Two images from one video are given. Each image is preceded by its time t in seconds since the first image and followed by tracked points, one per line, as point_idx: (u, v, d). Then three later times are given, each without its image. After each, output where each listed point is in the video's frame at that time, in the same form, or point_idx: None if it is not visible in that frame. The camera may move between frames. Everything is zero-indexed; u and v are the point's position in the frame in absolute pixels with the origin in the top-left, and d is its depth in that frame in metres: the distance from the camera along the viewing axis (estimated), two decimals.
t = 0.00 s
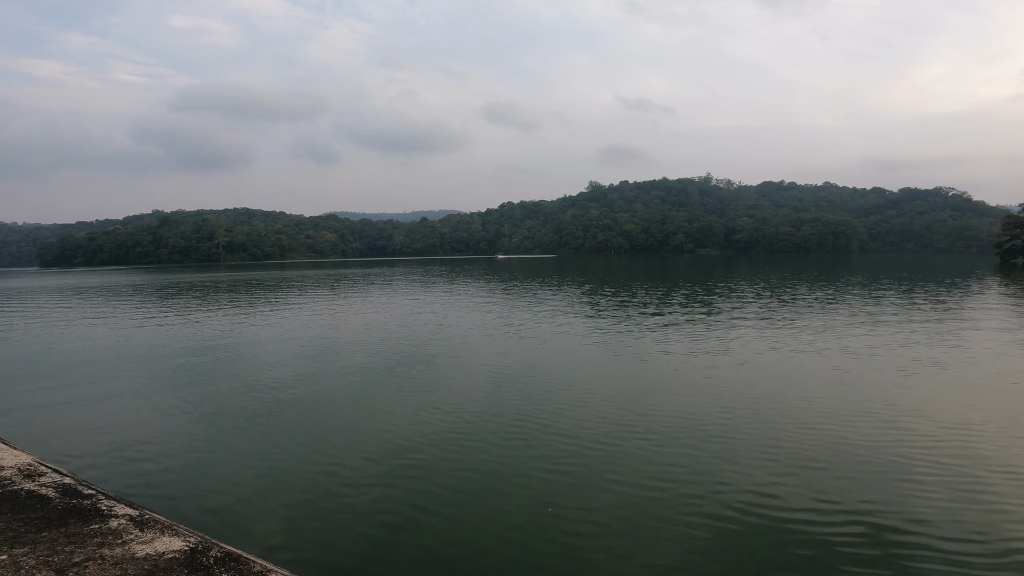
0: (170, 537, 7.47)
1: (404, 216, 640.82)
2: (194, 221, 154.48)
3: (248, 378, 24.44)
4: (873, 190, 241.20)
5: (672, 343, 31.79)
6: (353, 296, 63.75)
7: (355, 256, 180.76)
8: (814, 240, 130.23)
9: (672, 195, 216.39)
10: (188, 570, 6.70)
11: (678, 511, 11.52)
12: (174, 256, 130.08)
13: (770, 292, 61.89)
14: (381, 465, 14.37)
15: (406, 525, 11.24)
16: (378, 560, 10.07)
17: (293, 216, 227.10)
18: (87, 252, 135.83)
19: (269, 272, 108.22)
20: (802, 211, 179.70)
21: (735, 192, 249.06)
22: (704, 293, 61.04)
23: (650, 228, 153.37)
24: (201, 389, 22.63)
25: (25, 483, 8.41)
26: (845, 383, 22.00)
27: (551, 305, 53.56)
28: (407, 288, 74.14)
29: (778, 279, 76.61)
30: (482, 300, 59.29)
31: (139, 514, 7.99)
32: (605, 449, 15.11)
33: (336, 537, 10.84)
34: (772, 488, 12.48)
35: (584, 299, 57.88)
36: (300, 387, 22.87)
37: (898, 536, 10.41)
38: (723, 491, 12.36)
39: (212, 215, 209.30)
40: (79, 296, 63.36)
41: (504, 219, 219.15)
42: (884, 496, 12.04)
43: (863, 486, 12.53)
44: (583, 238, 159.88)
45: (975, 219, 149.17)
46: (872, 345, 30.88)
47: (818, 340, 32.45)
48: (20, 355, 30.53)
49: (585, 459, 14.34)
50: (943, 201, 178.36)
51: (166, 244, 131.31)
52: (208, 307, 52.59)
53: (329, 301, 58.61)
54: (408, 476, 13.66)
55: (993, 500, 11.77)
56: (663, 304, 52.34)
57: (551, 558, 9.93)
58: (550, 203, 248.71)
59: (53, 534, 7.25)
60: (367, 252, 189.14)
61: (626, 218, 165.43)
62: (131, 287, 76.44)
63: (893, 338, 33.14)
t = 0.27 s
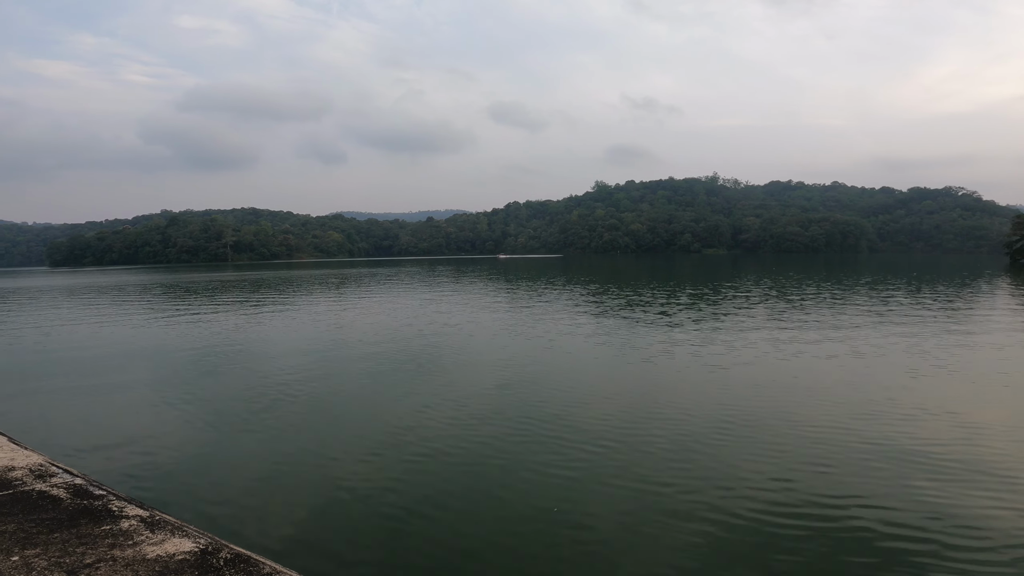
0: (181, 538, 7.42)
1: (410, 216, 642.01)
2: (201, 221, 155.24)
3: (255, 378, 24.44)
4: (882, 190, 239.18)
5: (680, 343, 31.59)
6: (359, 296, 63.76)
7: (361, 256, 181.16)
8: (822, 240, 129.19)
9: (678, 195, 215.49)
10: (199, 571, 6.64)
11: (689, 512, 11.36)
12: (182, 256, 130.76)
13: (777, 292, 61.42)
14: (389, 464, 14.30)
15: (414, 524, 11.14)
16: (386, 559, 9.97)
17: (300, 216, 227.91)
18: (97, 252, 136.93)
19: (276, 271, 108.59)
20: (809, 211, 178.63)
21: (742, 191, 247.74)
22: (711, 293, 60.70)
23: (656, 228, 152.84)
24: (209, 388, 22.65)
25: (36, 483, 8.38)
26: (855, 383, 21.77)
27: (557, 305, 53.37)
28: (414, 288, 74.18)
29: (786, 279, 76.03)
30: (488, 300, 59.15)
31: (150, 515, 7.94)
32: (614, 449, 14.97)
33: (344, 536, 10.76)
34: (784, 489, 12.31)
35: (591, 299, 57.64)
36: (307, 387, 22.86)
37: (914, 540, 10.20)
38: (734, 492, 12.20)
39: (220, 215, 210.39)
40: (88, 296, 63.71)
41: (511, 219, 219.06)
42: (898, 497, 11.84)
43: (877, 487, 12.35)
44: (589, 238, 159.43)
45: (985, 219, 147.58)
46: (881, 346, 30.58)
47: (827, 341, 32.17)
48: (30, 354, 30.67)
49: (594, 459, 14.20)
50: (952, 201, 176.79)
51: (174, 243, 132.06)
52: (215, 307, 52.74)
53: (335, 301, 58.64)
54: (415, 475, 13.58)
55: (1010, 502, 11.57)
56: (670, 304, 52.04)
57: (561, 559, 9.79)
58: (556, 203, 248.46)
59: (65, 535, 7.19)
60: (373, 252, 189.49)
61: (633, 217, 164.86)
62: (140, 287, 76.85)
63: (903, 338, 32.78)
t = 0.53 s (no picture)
0: (188, 537, 7.40)
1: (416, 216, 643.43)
2: (209, 221, 156.09)
3: (262, 377, 24.48)
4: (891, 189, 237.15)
5: (686, 344, 31.43)
6: (366, 296, 63.89)
7: (367, 255, 181.77)
8: (830, 240, 128.23)
9: (684, 195, 214.70)
10: (205, 570, 6.62)
11: (698, 513, 11.22)
12: (190, 255, 131.63)
13: (784, 292, 61.01)
14: (394, 464, 14.24)
15: (420, 524, 11.08)
16: (392, 559, 9.91)
17: (307, 216, 229.05)
18: (106, 252, 137.99)
19: (282, 271, 109.04)
20: (816, 211, 177.12)
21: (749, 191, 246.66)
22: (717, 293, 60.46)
23: (662, 227, 152.38)
24: (215, 388, 22.71)
25: (44, 483, 8.36)
26: (864, 384, 21.56)
27: (562, 305, 53.26)
28: (420, 288, 74.28)
29: (793, 280, 75.55)
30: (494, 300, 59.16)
31: (158, 515, 7.91)
32: (622, 449, 14.85)
33: (350, 536, 10.71)
34: (795, 490, 12.16)
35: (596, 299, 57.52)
36: (312, 386, 22.88)
37: (925, 542, 10.06)
38: (744, 494, 12.06)
39: (229, 215, 212.05)
40: (98, 295, 64.22)
41: (516, 219, 219.04)
42: (911, 500, 11.68)
43: (889, 489, 12.16)
44: (595, 237, 159.19)
45: (996, 219, 145.97)
46: (890, 346, 30.29)
47: (833, 342, 31.94)
48: (38, 353, 30.83)
49: (601, 460, 14.09)
50: (961, 200, 175.28)
51: (182, 243, 132.97)
52: (223, 306, 52.95)
53: (343, 300, 58.74)
54: (421, 475, 13.51)
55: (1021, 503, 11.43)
56: (675, 304, 51.81)
57: (568, 560, 9.69)
58: (562, 204, 248.27)
59: (73, 534, 7.16)
60: (379, 251, 190.03)
61: (639, 217, 164.49)
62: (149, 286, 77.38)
63: (910, 339, 32.48)
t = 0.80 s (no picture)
0: (196, 537, 7.36)
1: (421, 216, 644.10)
2: (216, 221, 156.78)
3: (268, 377, 24.50)
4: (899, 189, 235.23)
5: (693, 344, 31.24)
6: (371, 295, 63.95)
7: (373, 255, 182.07)
8: (837, 240, 127.29)
9: (690, 195, 213.82)
10: (214, 569, 6.59)
11: (708, 514, 11.09)
12: (197, 255, 132.25)
13: (791, 292, 60.58)
14: (401, 463, 14.18)
15: (428, 524, 10.99)
16: (400, 559, 9.83)
17: (313, 216, 229.61)
18: (114, 252, 138.77)
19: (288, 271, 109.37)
20: (824, 210, 175.84)
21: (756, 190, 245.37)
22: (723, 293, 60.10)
23: (668, 227, 151.77)
24: (222, 387, 22.73)
25: (53, 481, 8.34)
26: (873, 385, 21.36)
27: (567, 305, 53.10)
28: (425, 288, 74.34)
29: (800, 280, 75.02)
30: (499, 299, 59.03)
31: (167, 514, 7.89)
32: (630, 449, 14.73)
33: (357, 535, 10.65)
34: (806, 491, 12.01)
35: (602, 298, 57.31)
36: (318, 385, 22.87)
37: (938, 543, 9.92)
38: (754, 494, 11.91)
39: (235, 214, 212.90)
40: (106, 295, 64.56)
41: (522, 219, 218.89)
42: (925, 501, 11.50)
43: (902, 491, 11.99)
44: (600, 237, 158.73)
45: (1006, 219, 144.40)
46: (899, 347, 30.00)
47: (841, 342, 31.66)
48: (46, 352, 30.94)
49: (609, 460, 13.97)
50: (971, 199, 173.73)
51: (190, 243, 133.62)
52: (229, 306, 53.10)
53: (348, 299, 58.83)
54: (428, 475, 13.44)
55: None
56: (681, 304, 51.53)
57: (576, 560, 9.61)
58: (567, 203, 247.89)
59: (82, 533, 7.13)
60: (385, 251, 190.29)
61: (645, 216, 163.87)
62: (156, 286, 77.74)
63: (920, 339, 32.16)
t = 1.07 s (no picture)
0: (204, 535, 7.39)
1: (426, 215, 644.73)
2: (222, 221, 157.42)
3: (273, 376, 24.56)
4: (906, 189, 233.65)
5: (698, 344, 31.09)
6: (377, 295, 64.05)
7: (378, 255, 182.43)
8: (844, 239, 126.56)
9: (696, 194, 213.10)
10: (222, 567, 6.61)
11: (715, 514, 11.00)
12: (204, 255, 132.87)
13: (797, 292, 60.27)
14: (406, 463, 14.14)
15: (432, 524, 10.94)
16: (405, 560, 9.78)
17: (318, 216, 230.19)
18: (122, 251, 139.49)
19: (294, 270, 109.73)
20: (830, 210, 174.80)
21: (762, 190, 244.21)
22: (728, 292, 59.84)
23: (674, 227, 151.23)
24: (228, 386, 22.80)
25: (62, 480, 8.39)
26: (879, 385, 21.24)
27: (572, 304, 53.02)
28: (430, 287, 74.37)
29: (805, 279, 74.64)
30: (504, 299, 58.95)
31: (175, 513, 7.91)
32: (636, 449, 14.64)
33: (362, 535, 10.62)
34: (815, 493, 11.90)
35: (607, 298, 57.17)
36: (324, 385, 22.91)
37: (946, 544, 9.85)
38: (761, 495, 11.80)
39: (242, 214, 213.79)
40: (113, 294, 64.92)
41: (527, 218, 218.80)
42: (933, 504, 11.37)
43: (912, 492, 11.85)
44: (605, 237, 158.40)
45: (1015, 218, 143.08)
46: (906, 347, 29.79)
47: (847, 342, 31.47)
48: (55, 352, 31.12)
49: (616, 461, 13.86)
50: (979, 199, 172.20)
51: (196, 243, 134.23)
52: (235, 305, 53.29)
53: (353, 299, 58.97)
54: (433, 475, 13.36)
55: None
56: (686, 304, 51.34)
57: (581, 559, 9.60)
58: (573, 203, 247.65)
59: (91, 531, 7.15)
60: (390, 250, 190.60)
61: (650, 216, 163.40)
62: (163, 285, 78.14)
63: (926, 339, 31.94)
